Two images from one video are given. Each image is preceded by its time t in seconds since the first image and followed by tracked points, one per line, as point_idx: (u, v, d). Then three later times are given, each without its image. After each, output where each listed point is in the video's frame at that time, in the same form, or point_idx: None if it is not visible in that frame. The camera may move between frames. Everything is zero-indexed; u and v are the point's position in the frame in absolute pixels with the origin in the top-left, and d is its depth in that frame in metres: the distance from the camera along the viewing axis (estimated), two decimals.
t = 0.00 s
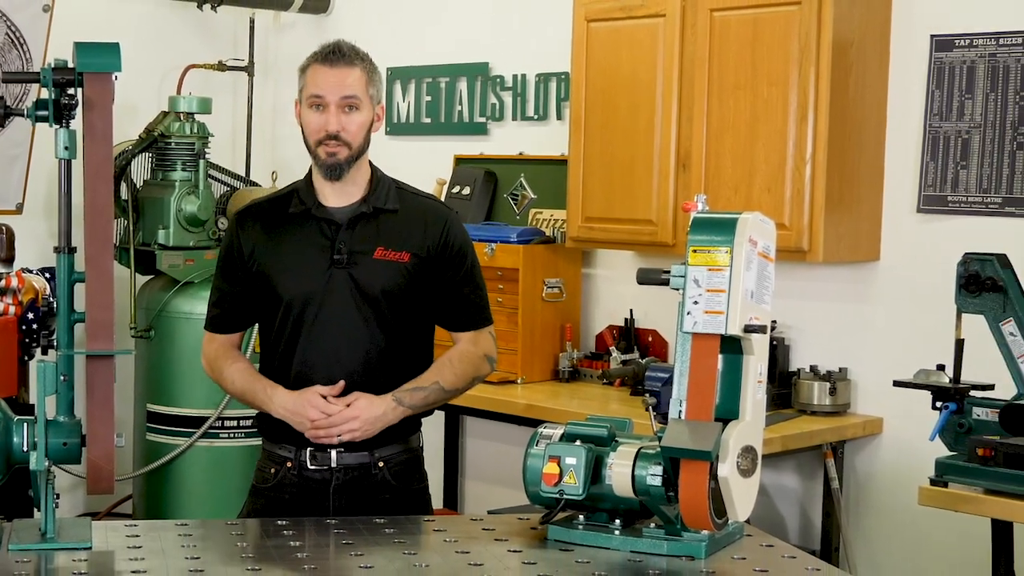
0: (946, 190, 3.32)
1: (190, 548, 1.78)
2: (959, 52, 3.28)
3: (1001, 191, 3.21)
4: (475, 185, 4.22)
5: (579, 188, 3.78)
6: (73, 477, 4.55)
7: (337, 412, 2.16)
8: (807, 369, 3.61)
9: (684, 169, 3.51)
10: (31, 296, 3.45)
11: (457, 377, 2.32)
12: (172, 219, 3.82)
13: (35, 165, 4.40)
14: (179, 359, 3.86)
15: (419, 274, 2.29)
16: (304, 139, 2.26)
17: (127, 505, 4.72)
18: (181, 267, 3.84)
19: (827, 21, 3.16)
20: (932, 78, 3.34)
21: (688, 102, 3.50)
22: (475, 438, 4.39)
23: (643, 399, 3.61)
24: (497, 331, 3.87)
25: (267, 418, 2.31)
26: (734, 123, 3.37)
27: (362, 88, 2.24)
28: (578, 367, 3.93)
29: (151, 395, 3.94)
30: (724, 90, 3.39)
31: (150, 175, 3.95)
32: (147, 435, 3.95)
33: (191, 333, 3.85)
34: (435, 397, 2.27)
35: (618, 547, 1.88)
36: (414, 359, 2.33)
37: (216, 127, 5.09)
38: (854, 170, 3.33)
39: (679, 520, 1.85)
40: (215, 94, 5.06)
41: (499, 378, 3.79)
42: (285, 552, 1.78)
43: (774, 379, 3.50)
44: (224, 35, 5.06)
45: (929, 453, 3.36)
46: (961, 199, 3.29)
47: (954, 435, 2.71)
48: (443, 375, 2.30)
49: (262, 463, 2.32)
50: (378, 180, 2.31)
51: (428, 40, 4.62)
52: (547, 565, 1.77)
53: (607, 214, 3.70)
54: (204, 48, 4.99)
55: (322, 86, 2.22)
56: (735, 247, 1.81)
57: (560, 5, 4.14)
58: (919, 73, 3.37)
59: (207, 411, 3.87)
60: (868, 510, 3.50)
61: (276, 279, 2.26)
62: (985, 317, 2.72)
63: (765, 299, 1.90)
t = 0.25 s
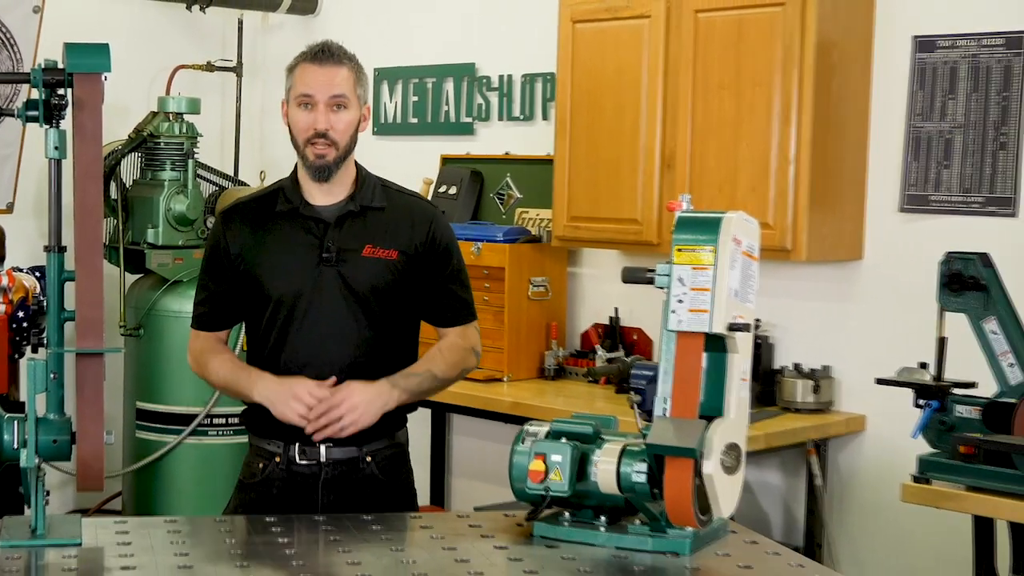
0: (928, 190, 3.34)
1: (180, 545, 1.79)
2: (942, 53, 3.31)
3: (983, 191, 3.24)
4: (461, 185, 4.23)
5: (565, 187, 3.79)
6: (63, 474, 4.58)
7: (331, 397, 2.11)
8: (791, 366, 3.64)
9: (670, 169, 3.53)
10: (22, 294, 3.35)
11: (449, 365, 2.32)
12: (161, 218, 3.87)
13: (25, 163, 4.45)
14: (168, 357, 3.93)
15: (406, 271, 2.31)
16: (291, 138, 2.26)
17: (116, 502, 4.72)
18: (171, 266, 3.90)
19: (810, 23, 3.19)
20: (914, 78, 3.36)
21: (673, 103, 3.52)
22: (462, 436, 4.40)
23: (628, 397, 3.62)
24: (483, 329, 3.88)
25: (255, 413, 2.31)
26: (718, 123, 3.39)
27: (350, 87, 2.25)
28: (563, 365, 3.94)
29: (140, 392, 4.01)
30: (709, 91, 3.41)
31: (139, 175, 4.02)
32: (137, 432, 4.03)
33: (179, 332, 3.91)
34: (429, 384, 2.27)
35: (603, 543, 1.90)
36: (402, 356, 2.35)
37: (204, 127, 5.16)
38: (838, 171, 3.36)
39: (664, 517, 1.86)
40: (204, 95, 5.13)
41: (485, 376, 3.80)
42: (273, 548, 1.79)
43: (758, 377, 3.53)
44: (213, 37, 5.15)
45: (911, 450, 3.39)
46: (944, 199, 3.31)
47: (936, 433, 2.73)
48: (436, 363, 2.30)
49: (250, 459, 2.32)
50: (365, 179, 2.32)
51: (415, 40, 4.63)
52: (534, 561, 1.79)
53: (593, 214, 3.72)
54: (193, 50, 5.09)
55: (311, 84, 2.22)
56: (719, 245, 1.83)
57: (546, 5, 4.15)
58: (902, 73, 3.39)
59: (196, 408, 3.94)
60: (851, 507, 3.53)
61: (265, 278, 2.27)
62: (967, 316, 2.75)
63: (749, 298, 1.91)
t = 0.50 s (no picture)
0: (919, 190, 3.35)
1: (172, 543, 1.79)
2: (933, 53, 3.32)
3: (974, 191, 3.25)
4: (453, 185, 4.24)
5: (557, 187, 3.80)
6: (56, 473, 4.58)
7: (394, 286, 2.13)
8: (783, 366, 3.65)
9: (662, 170, 3.54)
10: (14, 294, 3.36)
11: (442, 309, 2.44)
12: (154, 217, 3.89)
13: (18, 161, 4.45)
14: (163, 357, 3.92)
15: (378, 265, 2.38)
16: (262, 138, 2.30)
17: (108, 502, 4.73)
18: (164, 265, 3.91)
19: (802, 23, 3.20)
20: (906, 79, 3.37)
21: (664, 104, 3.53)
22: (454, 435, 4.40)
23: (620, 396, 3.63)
24: (475, 329, 3.89)
25: (225, 411, 2.30)
26: (709, 123, 3.40)
27: (321, 88, 2.30)
28: (555, 364, 3.95)
29: (134, 392, 4.00)
30: (700, 92, 3.42)
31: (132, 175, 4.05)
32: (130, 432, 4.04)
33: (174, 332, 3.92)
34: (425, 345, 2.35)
35: (595, 543, 1.90)
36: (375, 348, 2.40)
37: (197, 127, 5.16)
38: (829, 171, 3.36)
39: (656, 516, 1.87)
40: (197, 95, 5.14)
41: (476, 375, 3.81)
42: (264, 547, 1.79)
43: (750, 377, 3.54)
44: (206, 37, 5.15)
45: (903, 450, 3.40)
46: (935, 199, 3.32)
47: (927, 432, 2.74)
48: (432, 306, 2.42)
49: (217, 458, 2.31)
50: (331, 176, 2.36)
51: (408, 40, 4.63)
52: (525, 560, 1.79)
53: (584, 214, 3.73)
54: (186, 50, 5.09)
55: (283, 84, 2.28)
56: (710, 246, 1.83)
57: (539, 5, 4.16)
58: (893, 73, 3.40)
59: (187, 408, 3.97)
60: (842, 506, 3.54)
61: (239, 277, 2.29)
62: (958, 315, 2.76)
63: (741, 298, 1.92)
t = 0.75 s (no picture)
0: (912, 190, 3.36)
1: (163, 543, 1.79)
2: (926, 53, 3.33)
3: (967, 191, 3.26)
4: (446, 184, 4.22)
5: (550, 188, 3.80)
6: (49, 472, 4.58)
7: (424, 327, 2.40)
8: (776, 366, 3.66)
9: (654, 170, 3.54)
10: (7, 294, 3.43)
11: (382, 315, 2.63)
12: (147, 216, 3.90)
13: (10, 161, 4.45)
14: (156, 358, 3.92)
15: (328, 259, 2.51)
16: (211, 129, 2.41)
17: (101, 502, 4.73)
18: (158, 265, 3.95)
19: (794, 23, 3.20)
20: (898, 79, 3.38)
21: (657, 104, 3.54)
22: (447, 435, 4.41)
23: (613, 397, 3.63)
24: (468, 329, 3.89)
25: (180, 407, 2.40)
26: (701, 123, 3.41)
27: (270, 78, 2.42)
28: (548, 364, 3.95)
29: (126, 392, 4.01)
30: (692, 92, 3.42)
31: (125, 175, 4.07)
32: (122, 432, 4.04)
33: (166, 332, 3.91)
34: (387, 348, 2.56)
35: (588, 542, 1.91)
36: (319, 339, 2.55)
37: (190, 127, 5.16)
38: (822, 171, 3.37)
39: (648, 515, 1.88)
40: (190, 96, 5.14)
41: (469, 375, 3.81)
42: (257, 547, 1.80)
43: (743, 376, 3.54)
44: (198, 37, 5.14)
45: (895, 450, 3.40)
46: (927, 199, 3.33)
47: (920, 432, 2.75)
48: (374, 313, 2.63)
49: (176, 456, 2.41)
50: (279, 171, 2.48)
51: (401, 41, 4.63)
52: (518, 560, 1.79)
53: (576, 214, 3.74)
54: (180, 50, 5.09)
55: (233, 74, 2.39)
56: (703, 246, 1.83)
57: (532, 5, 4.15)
58: (885, 73, 3.41)
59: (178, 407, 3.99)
60: (835, 506, 3.55)
61: (198, 268, 2.36)
62: (951, 315, 2.77)
63: (734, 297, 1.92)
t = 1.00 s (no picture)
0: (904, 190, 3.37)
1: (156, 543, 1.79)
2: (918, 53, 3.34)
3: (959, 191, 3.27)
4: (439, 185, 4.23)
5: (542, 188, 3.80)
6: (41, 472, 4.58)
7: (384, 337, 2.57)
8: (768, 366, 3.67)
9: (647, 169, 3.55)
10: None
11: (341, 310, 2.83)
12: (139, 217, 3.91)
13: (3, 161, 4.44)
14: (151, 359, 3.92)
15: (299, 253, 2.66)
16: (183, 125, 2.58)
17: (94, 502, 4.73)
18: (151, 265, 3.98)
19: (787, 23, 3.21)
20: (891, 79, 3.39)
21: (650, 96, 3.54)
22: (439, 435, 4.41)
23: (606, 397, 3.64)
24: (460, 328, 3.89)
25: (162, 408, 2.51)
26: (694, 122, 3.41)
27: (239, 74, 2.63)
28: (541, 364, 3.95)
29: (120, 392, 4.01)
30: (685, 91, 3.43)
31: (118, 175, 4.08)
32: (115, 431, 4.04)
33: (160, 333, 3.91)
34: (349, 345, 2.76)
35: (581, 542, 1.91)
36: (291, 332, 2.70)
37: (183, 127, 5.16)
38: (814, 171, 3.38)
39: (641, 516, 1.88)
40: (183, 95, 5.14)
41: (461, 374, 3.81)
42: (249, 547, 1.80)
43: (735, 376, 3.55)
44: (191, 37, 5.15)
45: (888, 450, 3.41)
46: (920, 199, 3.34)
47: (912, 432, 2.76)
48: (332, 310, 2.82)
49: (158, 455, 2.51)
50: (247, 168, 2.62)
51: (394, 41, 4.63)
52: (511, 560, 1.79)
53: (568, 213, 3.74)
54: (172, 50, 5.09)
55: (203, 71, 2.59)
56: (696, 246, 1.84)
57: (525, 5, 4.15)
58: (878, 72, 3.42)
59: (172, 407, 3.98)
60: (827, 506, 3.56)
61: (177, 266, 2.48)
62: (944, 315, 2.78)
63: (726, 298, 1.93)
